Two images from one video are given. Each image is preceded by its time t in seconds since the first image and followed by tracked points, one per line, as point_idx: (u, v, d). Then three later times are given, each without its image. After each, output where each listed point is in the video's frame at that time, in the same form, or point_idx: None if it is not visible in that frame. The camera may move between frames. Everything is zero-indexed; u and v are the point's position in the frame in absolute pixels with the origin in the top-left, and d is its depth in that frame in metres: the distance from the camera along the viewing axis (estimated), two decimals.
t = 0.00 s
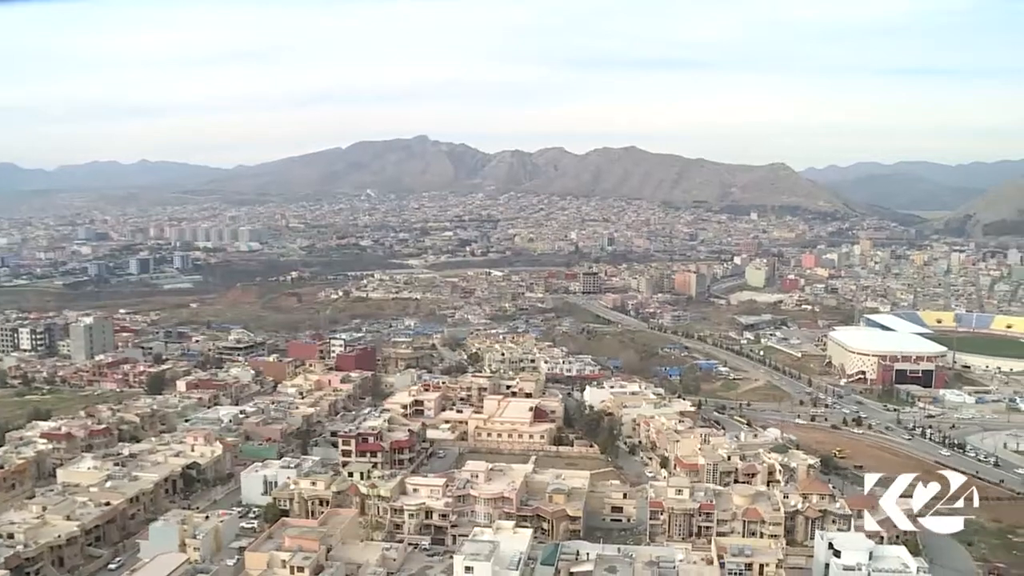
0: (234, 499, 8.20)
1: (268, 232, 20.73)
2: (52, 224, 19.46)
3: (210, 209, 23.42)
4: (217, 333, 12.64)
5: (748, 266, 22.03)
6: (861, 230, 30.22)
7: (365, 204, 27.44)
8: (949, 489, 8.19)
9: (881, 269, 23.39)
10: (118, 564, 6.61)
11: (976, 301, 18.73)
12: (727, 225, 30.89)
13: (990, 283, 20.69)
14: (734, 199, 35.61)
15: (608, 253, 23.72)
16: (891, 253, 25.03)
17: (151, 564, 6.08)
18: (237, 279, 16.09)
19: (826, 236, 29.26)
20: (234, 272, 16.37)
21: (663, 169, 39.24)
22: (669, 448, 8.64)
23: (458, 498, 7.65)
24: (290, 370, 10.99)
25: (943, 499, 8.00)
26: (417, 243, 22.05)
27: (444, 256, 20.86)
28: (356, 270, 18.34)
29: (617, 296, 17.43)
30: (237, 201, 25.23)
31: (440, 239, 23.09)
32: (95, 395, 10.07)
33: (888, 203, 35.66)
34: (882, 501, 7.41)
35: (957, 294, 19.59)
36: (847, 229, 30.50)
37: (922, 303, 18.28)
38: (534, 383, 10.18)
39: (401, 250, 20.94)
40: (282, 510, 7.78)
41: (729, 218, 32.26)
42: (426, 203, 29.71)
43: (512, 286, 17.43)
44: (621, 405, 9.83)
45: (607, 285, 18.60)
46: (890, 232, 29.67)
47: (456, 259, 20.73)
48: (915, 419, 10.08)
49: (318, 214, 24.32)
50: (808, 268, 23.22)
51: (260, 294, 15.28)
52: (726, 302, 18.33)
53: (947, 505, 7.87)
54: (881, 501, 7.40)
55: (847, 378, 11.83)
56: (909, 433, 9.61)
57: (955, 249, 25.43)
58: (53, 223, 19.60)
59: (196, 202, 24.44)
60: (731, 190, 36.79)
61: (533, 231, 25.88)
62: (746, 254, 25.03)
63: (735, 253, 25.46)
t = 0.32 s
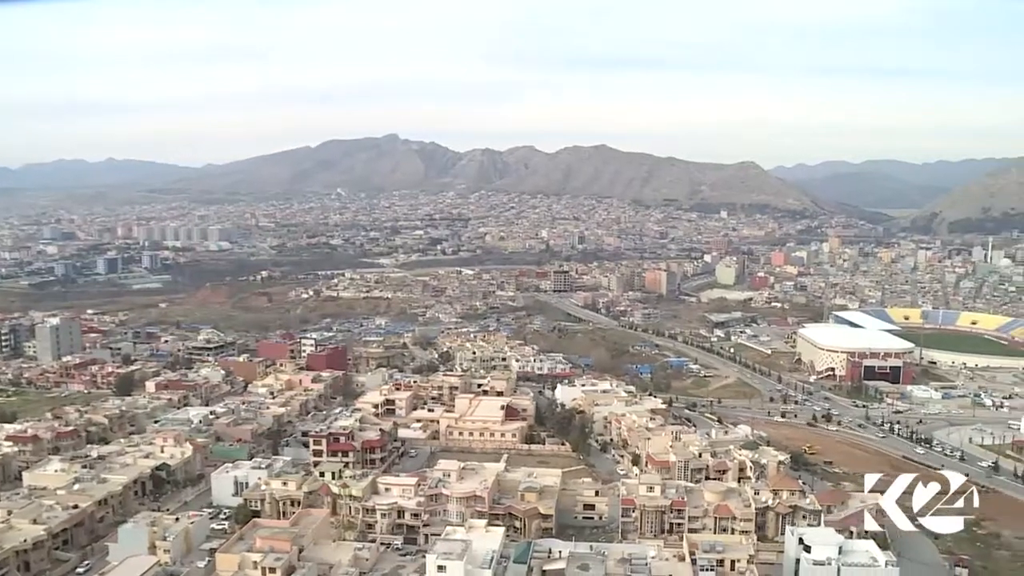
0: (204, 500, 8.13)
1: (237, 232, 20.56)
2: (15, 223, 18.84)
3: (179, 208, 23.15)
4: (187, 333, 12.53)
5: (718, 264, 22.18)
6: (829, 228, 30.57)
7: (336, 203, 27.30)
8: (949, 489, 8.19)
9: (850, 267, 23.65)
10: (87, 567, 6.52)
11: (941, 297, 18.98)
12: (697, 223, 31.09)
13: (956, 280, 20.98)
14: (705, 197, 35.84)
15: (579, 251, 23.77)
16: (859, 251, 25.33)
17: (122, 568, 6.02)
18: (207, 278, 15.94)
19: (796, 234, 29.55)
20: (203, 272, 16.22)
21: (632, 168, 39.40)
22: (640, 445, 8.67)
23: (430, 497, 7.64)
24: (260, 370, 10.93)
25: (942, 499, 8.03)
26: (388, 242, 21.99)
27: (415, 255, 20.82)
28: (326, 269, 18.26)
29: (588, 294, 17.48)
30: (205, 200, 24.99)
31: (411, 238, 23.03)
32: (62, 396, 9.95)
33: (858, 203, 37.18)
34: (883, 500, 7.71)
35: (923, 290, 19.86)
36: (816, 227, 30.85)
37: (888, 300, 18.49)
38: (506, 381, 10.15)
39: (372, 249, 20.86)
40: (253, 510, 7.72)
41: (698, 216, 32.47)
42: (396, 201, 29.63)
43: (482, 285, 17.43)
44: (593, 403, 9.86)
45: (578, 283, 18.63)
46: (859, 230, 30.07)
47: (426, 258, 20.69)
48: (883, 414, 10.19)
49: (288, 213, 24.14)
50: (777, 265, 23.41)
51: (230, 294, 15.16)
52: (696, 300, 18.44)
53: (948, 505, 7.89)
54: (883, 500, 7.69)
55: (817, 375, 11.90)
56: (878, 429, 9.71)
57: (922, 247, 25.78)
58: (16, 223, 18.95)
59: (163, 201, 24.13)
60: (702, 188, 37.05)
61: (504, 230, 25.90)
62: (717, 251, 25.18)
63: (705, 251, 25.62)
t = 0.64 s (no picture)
0: (174, 503, 8.04)
1: (206, 232, 20.33)
2: None
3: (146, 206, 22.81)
4: (155, 334, 12.40)
5: (688, 262, 22.32)
6: (798, 227, 30.95)
7: (306, 203, 27.13)
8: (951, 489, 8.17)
9: (819, 265, 23.87)
10: (53, 571, 6.43)
11: (908, 295, 19.19)
12: (666, 222, 31.23)
13: (922, 278, 21.23)
14: (674, 197, 36.11)
15: (550, 250, 23.79)
16: (828, 249, 25.59)
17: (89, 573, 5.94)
18: (176, 279, 15.76)
19: (766, 233, 29.81)
20: (172, 272, 16.04)
21: (602, 167, 39.53)
22: (612, 444, 8.69)
23: (402, 497, 7.62)
24: (230, 370, 10.85)
25: (942, 499, 8.01)
26: (358, 241, 21.90)
27: (385, 255, 20.76)
28: (296, 270, 18.15)
29: (558, 293, 17.50)
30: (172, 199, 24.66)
31: (381, 237, 22.96)
32: (28, 399, 9.81)
33: (827, 204, 37.75)
34: (880, 501, 7.91)
35: (889, 288, 20.10)
36: (786, 225, 31.18)
37: (856, 298, 18.67)
38: (477, 381, 10.12)
39: (342, 249, 20.75)
40: (224, 512, 7.65)
41: (668, 215, 32.64)
42: (367, 201, 29.52)
43: (453, 284, 17.40)
44: (564, 402, 9.87)
45: (548, 282, 18.65)
46: (826, 230, 30.52)
47: (397, 258, 20.64)
48: (852, 411, 10.28)
49: (258, 211, 23.97)
50: (747, 264, 23.54)
51: (199, 294, 15.02)
52: (666, 299, 18.52)
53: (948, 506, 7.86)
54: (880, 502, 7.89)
55: (787, 372, 11.98)
56: (847, 426, 9.80)
57: (890, 245, 26.14)
58: None
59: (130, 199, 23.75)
60: (673, 188, 37.25)
61: (474, 229, 25.88)
62: (687, 250, 25.30)
63: (676, 250, 25.72)
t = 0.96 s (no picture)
0: (147, 505, 7.97)
1: (179, 232, 20.15)
2: None
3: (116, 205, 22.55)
4: (127, 335, 12.30)
5: (661, 261, 22.43)
6: (772, 225, 31.19)
7: (280, 203, 26.95)
8: (951, 488, 8.13)
9: (791, 264, 24.04)
10: None
11: (879, 293, 19.34)
12: (640, 221, 31.30)
13: (893, 277, 21.43)
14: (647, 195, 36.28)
15: (523, 250, 23.80)
16: (800, 248, 25.80)
17: None
18: (147, 279, 15.62)
19: (739, 232, 30.00)
20: (143, 273, 15.89)
21: (576, 166, 39.60)
22: (586, 443, 8.71)
23: (376, 497, 7.60)
24: (203, 371, 10.78)
25: (942, 499, 7.98)
26: (332, 241, 21.81)
27: (358, 255, 20.69)
28: (269, 270, 18.06)
29: (532, 293, 17.50)
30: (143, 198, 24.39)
31: (355, 237, 22.88)
32: None
33: (798, 203, 39.30)
34: (880, 501, 8.00)
35: (861, 286, 20.30)
36: (759, 225, 31.43)
37: (828, 297, 18.79)
38: (451, 380, 10.08)
39: (315, 249, 20.66)
40: (197, 514, 7.59)
41: (643, 214, 32.73)
42: (340, 200, 29.36)
43: (427, 284, 17.35)
44: (538, 401, 9.88)
45: (522, 281, 18.68)
46: (799, 229, 30.78)
47: (370, 258, 20.58)
48: (825, 409, 10.36)
49: (231, 210, 23.80)
50: (720, 263, 23.62)
51: (171, 294, 14.89)
52: (640, 298, 18.58)
53: (948, 505, 7.82)
54: (879, 502, 7.97)
55: (760, 370, 12.06)
56: (819, 423, 9.87)
57: (861, 244, 26.43)
58: None
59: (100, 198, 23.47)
60: (647, 187, 37.41)
61: (448, 229, 25.84)
62: (660, 249, 25.40)
63: (649, 249, 25.81)
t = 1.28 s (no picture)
0: (121, 507, 7.89)
1: (151, 232, 19.70)
2: None
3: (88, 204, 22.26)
4: (99, 336, 12.20)
5: (636, 260, 22.49)
6: (745, 225, 31.46)
7: (254, 202, 26.72)
8: (951, 487, 8.14)
9: (765, 262, 24.17)
10: None
11: (853, 291, 19.48)
12: (616, 220, 31.39)
13: (866, 275, 21.63)
14: (621, 195, 36.39)
15: (498, 249, 23.81)
16: (774, 247, 25.96)
17: None
18: (120, 279, 15.48)
19: (713, 231, 30.17)
20: (116, 273, 15.74)
21: (551, 165, 39.63)
22: (562, 442, 8.72)
23: (353, 497, 7.57)
24: (178, 372, 10.71)
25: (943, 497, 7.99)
26: (306, 241, 21.71)
27: (333, 254, 20.62)
28: (243, 270, 17.96)
29: (507, 292, 17.51)
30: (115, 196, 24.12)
31: (329, 237, 22.78)
32: None
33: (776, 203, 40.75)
34: (880, 501, 8.02)
35: (835, 284, 20.47)
36: (732, 224, 31.72)
37: (802, 295, 18.93)
38: (427, 380, 10.06)
39: (289, 249, 20.56)
40: (172, 516, 7.53)
41: (618, 213, 32.83)
42: (314, 200, 29.11)
43: (402, 284, 17.30)
44: (514, 400, 9.89)
45: (497, 280, 18.68)
46: (773, 228, 31.01)
47: (345, 257, 20.52)
48: (799, 406, 10.42)
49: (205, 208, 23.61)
50: (695, 261, 23.71)
51: (145, 294, 14.76)
52: (615, 296, 18.62)
53: (948, 504, 7.84)
54: (879, 502, 7.99)
55: (734, 369, 12.12)
56: (794, 421, 9.93)
57: (835, 243, 26.64)
58: None
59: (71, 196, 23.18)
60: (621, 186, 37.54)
61: (423, 228, 25.78)
62: (635, 248, 25.45)
63: (623, 248, 25.86)
